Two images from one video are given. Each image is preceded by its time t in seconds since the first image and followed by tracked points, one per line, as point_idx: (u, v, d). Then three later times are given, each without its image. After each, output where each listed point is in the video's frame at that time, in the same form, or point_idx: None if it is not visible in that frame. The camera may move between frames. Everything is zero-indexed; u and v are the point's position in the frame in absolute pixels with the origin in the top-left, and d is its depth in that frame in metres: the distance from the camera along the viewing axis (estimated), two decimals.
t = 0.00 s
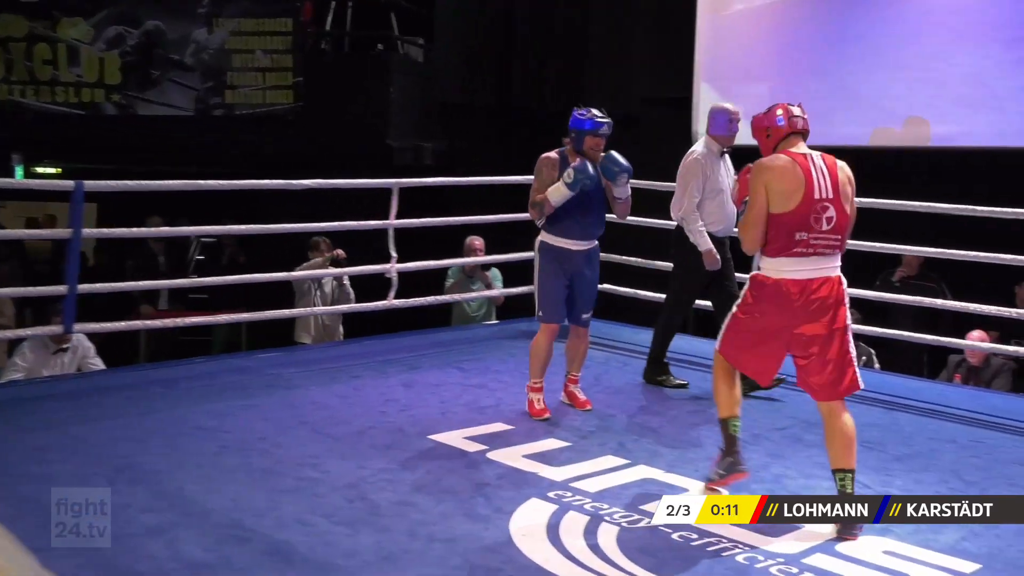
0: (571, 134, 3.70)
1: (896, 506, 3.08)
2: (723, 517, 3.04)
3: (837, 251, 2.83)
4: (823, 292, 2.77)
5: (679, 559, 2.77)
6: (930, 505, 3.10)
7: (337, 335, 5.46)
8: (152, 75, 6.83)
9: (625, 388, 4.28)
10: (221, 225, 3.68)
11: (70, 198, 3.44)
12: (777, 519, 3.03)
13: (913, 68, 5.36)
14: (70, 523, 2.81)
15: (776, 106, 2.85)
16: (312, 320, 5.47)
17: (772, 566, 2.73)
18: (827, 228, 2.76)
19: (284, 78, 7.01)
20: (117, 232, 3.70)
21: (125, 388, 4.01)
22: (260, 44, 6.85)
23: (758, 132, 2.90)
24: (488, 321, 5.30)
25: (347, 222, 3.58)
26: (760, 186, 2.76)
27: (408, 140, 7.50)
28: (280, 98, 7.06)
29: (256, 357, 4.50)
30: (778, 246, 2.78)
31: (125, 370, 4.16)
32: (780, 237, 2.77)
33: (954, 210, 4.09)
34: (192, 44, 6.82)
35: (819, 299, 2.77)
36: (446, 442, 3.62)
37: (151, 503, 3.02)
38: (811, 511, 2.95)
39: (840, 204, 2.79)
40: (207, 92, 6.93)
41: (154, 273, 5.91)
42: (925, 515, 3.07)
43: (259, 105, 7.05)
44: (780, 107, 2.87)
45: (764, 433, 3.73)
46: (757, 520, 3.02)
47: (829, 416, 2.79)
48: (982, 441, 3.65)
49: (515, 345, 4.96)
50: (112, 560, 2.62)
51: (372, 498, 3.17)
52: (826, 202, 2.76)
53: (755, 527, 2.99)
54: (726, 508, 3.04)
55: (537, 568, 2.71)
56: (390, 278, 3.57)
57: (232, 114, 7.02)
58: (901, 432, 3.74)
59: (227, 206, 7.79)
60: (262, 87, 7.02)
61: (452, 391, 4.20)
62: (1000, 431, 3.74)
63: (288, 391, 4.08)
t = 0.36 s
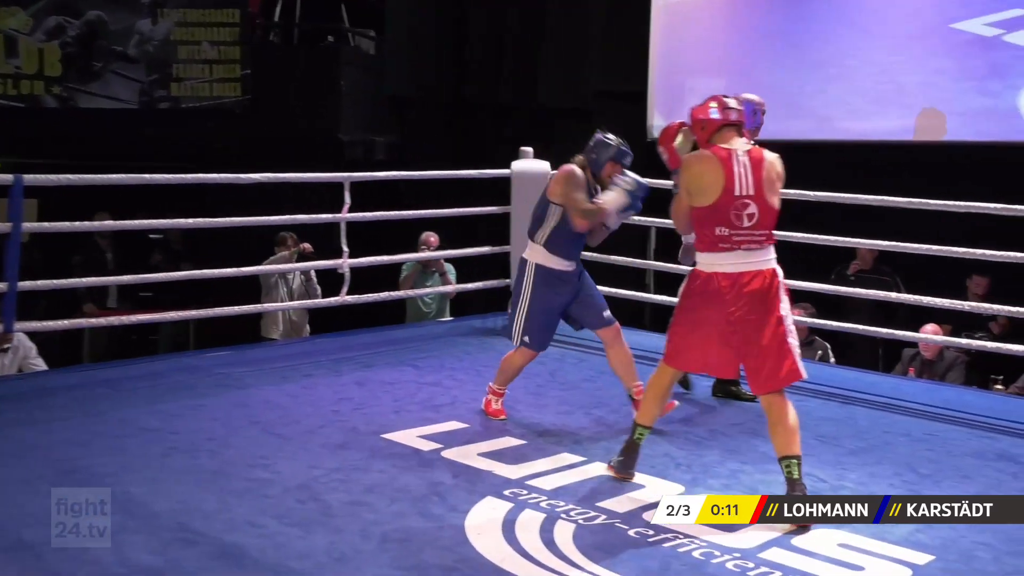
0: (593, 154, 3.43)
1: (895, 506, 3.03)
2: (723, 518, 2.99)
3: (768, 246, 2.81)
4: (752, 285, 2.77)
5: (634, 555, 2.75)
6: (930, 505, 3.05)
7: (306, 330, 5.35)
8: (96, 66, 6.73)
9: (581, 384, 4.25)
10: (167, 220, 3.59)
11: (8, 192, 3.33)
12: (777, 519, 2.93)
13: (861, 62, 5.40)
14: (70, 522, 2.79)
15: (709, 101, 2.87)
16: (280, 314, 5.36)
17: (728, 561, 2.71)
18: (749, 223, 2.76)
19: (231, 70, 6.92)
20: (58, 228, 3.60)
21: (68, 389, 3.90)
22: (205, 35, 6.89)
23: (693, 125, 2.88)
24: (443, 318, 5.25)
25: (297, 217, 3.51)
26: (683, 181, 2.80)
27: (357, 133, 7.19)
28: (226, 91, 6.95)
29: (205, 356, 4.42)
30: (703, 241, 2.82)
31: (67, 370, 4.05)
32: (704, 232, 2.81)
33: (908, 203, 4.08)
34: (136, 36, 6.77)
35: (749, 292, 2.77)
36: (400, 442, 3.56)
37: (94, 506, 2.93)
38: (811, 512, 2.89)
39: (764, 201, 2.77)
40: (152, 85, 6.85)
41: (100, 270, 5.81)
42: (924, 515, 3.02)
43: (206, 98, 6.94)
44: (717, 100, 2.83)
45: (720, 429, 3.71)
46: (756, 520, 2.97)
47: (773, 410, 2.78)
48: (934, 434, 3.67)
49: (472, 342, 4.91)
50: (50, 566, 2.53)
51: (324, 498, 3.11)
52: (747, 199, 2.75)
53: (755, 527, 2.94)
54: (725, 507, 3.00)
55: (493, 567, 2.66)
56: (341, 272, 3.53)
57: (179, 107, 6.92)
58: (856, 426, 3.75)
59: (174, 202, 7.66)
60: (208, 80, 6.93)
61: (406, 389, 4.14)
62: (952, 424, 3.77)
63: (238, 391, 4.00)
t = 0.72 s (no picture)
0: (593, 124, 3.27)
1: (896, 506, 3.02)
2: (724, 517, 2.92)
3: (660, 237, 2.81)
4: (646, 284, 2.71)
5: (601, 553, 2.73)
6: (930, 505, 3.03)
7: (272, 329, 5.30)
8: (50, 62, 6.22)
9: (548, 382, 4.23)
10: (126, 218, 3.53)
11: None
12: (778, 518, 2.94)
13: (824, 54, 5.53)
14: (71, 522, 2.78)
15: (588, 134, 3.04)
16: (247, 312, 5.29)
17: (695, 558, 2.70)
18: (637, 214, 2.77)
19: (189, 65, 6.64)
20: (13, 227, 3.53)
21: (24, 393, 3.81)
22: (163, 30, 6.56)
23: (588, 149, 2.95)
24: (408, 316, 5.23)
25: (260, 213, 3.45)
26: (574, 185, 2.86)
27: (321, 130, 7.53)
28: (185, 87, 6.66)
29: (165, 357, 4.34)
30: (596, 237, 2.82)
31: (22, 373, 3.96)
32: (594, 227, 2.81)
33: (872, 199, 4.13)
34: (92, 30, 6.31)
35: (646, 291, 2.71)
36: (365, 442, 3.52)
37: (50, 512, 2.86)
38: (812, 511, 2.96)
39: (652, 192, 2.81)
40: (109, 80, 6.41)
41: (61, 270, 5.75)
42: (925, 515, 3.00)
43: (165, 93, 6.61)
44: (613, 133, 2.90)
45: (687, 426, 3.71)
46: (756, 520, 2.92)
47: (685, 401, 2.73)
48: (899, 428, 3.69)
49: (438, 340, 4.88)
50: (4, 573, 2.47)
51: (287, 500, 3.06)
52: (636, 189, 2.78)
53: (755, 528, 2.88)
54: (724, 507, 2.90)
55: (460, 566, 2.63)
56: (306, 269, 3.47)
57: (137, 104, 6.53)
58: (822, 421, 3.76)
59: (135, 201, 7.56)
60: (168, 75, 6.55)
61: (372, 388, 4.11)
62: (916, 418, 3.80)
63: (199, 392, 3.94)
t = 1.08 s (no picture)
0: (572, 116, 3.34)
1: (895, 506, 3.01)
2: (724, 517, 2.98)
3: (546, 231, 2.56)
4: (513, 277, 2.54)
5: (560, 548, 2.73)
6: (930, 505, 3.02)
7: (229, 327, 5.26)
8: None
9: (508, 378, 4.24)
10: (78, 216, 3.48)
11: None
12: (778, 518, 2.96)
13: (773, 53, 5.60)
14: (71, 522, 2.78)
15: (484, 108, 2.88)
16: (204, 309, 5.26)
17: (654, 552, 2.72)
18: (518, 208, 2.53)
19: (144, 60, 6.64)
20: None
21: None
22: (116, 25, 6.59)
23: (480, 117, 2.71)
24: (368, 313, 5.22)
25: (216, 210, 3.43)
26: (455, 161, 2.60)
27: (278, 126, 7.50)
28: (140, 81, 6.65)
29: (120, 357, 4.29)
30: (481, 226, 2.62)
31: None
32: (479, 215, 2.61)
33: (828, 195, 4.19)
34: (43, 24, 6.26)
35: (516, 288, 2.53)
36: (324, 439, 3.51)
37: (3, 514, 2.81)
38: (811, 511, 2.97)
39: (537, 180, 2.52)
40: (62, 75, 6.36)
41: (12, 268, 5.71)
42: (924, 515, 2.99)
43: (119, 89, 6.58)
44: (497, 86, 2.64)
45: (647, 421, 3.74)
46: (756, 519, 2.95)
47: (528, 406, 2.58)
48: (854, 422, 3.75)
49: (399, 337, 4.88)
50: None
51: (246, 499, 3.04)
52: (518, 179, 2.52)
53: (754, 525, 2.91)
54: (725, 507, 2.99)
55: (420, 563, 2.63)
56: (262, 265, 3.46)
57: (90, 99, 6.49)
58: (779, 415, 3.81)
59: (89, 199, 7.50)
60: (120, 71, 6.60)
61: (331, 386, 4.09)
62: (871, 411, 3.86)
63: (155, 391, 3.90)
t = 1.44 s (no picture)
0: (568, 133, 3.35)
1: (895, 507, 3.03)
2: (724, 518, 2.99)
3: (451, 231, 2.49)
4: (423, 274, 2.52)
5: (549, 551, 2.73)
6: (931, 505, 3.04)
7: (217, 330, 5.25)
8: None
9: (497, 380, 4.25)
10: (66, 219, 3.48)
11: None
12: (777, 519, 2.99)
13: (753, 55, 5.53)
14: (71, 523, 2.80)
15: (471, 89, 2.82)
16: (192, 311, 5.26)
17: (643, 556, 2.72)
18: (425, 202, 2.50)
19: (131, 62, 6.62)
20: None
21: None
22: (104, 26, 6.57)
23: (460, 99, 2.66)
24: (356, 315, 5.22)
25: (205, 213, 3.41)
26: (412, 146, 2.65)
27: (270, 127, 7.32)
28: (127, 84, 6.66)
29: (108, 360, 4.29)
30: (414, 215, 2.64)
31: None
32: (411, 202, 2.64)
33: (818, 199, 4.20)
34: (30, 26, 6.36)
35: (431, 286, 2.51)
36: (313, 442, 3.51)
37: None
38: (811, 511, 2.99)
39: (441, 177, 2.46)
40: (48, 77, 6.48)
41: None
42: (924, 515, 3.01)
43: (108, 91, 6.63)
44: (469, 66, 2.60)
45: (635, 423, 3.74)
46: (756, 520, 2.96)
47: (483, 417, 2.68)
48: (843, 425, 3.76)
49: (387, 339, 4.88)
50: None
51: (235, 501, 3.04)
52: (425, 174, 2.49)
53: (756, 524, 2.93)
54: (725, 508, 3.00)
55: (409, 566, 2.63)
56: (251, 269, 3.44)
57: (77, 101, 6.59)
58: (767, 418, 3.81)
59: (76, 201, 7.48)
60: (109, 72, 6.60)
61: (320, 388, 4.09)
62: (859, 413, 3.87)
63: (144, 393, 3.90)
